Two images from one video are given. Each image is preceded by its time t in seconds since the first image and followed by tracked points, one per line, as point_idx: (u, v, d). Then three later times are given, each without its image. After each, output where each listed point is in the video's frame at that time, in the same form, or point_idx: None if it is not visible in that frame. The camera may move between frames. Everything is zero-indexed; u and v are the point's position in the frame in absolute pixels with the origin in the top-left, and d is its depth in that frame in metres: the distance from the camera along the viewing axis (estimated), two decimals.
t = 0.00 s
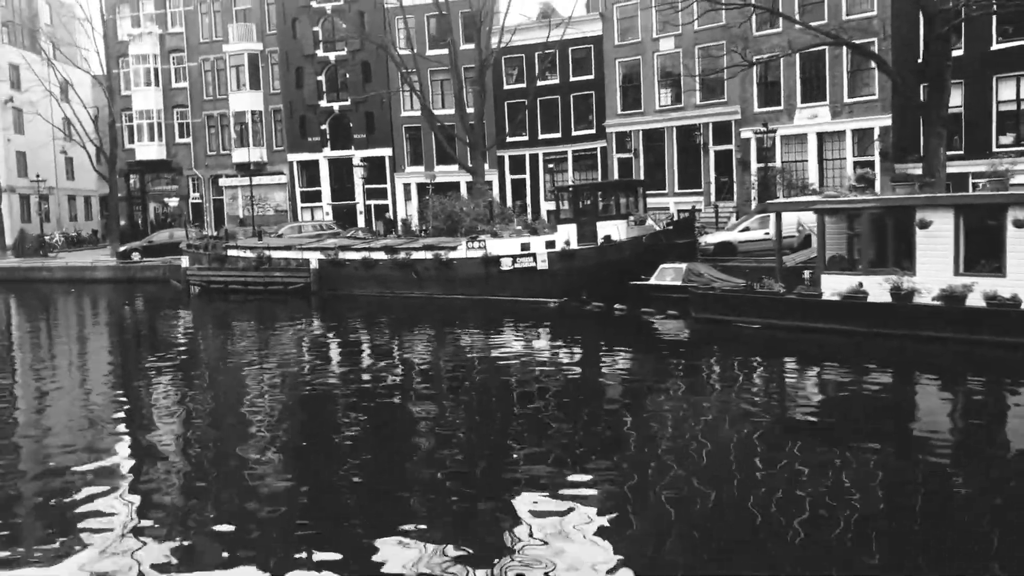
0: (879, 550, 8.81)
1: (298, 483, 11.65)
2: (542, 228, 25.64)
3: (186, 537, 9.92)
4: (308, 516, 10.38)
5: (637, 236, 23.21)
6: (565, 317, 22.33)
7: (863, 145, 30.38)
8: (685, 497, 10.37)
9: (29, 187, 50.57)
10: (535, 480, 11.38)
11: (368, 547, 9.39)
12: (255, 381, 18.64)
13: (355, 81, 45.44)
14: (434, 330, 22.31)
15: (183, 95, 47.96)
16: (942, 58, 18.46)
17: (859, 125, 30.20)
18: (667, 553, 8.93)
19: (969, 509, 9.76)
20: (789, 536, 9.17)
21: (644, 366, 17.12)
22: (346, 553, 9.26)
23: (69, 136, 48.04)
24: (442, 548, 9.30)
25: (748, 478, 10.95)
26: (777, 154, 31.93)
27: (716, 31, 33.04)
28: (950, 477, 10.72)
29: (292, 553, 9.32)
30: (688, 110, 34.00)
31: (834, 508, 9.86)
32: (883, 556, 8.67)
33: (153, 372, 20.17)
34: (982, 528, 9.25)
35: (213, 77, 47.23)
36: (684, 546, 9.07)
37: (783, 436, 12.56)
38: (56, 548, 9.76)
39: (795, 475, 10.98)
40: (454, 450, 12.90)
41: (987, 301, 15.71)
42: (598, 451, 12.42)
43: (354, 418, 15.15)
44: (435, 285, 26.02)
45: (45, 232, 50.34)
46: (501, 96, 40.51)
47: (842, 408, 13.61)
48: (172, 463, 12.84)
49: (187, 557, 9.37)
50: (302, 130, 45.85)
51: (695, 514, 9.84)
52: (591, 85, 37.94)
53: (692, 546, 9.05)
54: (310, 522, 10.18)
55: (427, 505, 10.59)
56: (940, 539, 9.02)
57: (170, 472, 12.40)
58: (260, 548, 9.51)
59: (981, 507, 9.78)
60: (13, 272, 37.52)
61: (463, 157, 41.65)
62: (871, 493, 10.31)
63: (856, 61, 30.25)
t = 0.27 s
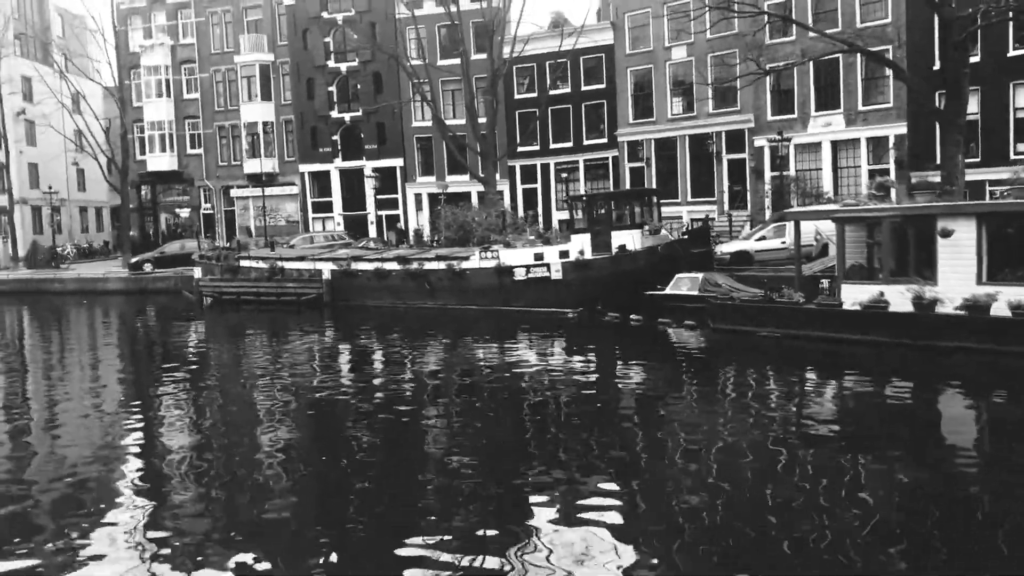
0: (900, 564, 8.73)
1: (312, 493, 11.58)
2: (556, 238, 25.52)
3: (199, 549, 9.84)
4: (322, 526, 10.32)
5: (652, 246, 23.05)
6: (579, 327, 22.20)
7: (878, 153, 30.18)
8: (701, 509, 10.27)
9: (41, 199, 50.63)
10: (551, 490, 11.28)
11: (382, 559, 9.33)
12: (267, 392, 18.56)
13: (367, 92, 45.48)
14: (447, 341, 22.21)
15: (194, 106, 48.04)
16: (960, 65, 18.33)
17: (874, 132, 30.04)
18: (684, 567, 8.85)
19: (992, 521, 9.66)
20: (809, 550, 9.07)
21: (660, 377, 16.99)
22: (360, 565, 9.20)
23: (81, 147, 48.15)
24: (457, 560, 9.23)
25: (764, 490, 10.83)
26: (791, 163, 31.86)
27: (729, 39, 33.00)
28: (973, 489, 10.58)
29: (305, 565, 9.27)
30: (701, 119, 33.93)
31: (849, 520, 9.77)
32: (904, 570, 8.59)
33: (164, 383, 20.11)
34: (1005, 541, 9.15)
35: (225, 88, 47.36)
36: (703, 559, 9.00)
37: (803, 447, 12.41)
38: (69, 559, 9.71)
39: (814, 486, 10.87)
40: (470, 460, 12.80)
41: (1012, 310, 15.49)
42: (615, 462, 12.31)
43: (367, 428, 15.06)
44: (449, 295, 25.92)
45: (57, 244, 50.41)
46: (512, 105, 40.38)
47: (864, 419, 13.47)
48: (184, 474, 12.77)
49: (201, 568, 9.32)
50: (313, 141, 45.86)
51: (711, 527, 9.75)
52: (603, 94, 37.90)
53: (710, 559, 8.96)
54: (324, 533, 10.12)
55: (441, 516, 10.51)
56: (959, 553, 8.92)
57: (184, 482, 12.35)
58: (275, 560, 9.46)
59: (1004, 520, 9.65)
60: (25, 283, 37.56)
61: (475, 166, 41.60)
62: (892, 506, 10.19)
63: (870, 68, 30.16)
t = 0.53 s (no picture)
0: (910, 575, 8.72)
1: (320, 502, 11.58)
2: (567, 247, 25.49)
3: (209, 557, 9.86)
4: (330, 535, 10.32)
5: (663, 256, 22.94)
6: (589, 338, 22.16)
7: (889, 164, 30.19)
8: (710, 518, 10.28)
9: (50, 209, 50.72)
10: (561, 499, 11.27)
11: (392, 568, 9.33)
12: (275, 402, 18.53)
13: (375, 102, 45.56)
14: (457, 351, 22.19)
15: (203, 116, 48.22)
16: (974, 75, 18.33)
17: (885, 143, 30.01)
18: None
19: (1006, 532, 9.63)
20: (818, 559, 9.10)
21: (670, 387, 16.94)
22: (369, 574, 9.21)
23: (90, 158, 48.28)
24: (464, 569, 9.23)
25: (771, 499, 10.83)
26: (801, 173, 31.80)
27: (738, 49, 33.09)
28: (985, 499, 10.57)
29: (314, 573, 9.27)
30: (710, 129, 33.97)
31: (857, 529, 9.80)
32: None
33: (172, 393, 20.10)
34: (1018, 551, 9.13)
35: (233, 99, 47.51)
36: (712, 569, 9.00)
37: (812, 457, 12.40)
38: (77, 568, 9.72)
39: (822, 495, 10.87)
40: (479, 469, 12.78)
41: None
42: (626, 471, 12.28)
43: (375, 437, 15.04)
44: (458, 305, 25.90)
45: (65, 254, 50.49)
46: (521, 115, 40.36)
47: (879, 429, 13.42)
48: (192, 482, 12.77)
49: None
50: (322, 151, 45.96)
51: (719, 536, 9.76)
52: (612, 104, 37.95)
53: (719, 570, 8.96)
54: (332, 542, 10.12)
55: (449, 525, 10.52)
56: (968, 563, 8.95)
57: (190, 491, 12.36)
58: (283, 568, 9.46)
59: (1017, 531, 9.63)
60: (33, 293, 37.59)
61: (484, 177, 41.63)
62: (900, 515, 10.20)
63: (881, 78, 30.18)
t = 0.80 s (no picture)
0: None
1: (326, 513, 11.49)
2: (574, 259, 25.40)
3: (215, 573, 9.69)
4: (335, 547, 10.23)
5: (672, 267, 22.84)
6: (598, 350, 22.02)
7: (897, 174, 30.16)
8: (722, 530, 10.13)
9: (53, 222, 50.65)
10: (569, 511, 11.18)
11: None
12: (280, 415, 18.41)
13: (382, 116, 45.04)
14: (464, 363, 22.06)
15: (206, 129, 48.17)
16: (985, 84, 18.28)
17: (893, 152, 30.01)
18: None
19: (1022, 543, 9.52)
20: (834, 572, 8.96)
21: (680, 399, 16.82)
22: None
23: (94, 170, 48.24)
24: None
25: (784, 511, 10.69)
26: (809, 184, 31.78)
27: (744, 60, 33.11)
28: (1001, 510, 10.46)
29: None
30: (716, 140, 33.93)
31: (874, 540, 9.68)
32: None
33: (176, 406, 19.98)
34: None
35: (237, 111, 47.47)
36: None
37: (825, 469, 12.23)
38: None
39: (834, 507, 10.76)
40: (488, 481, 12.68)
41: None
42: (636, 483, 12.17)
43: (381, 449, 14.93)
44: (465, 317, 25.78)
45: (68, 267, 50.39)
46: (526, 127, 40.28)
47: (895, 440, 13.30)
48: (197, 495, 12.67)
49: None
50: (326, 163, 45.90)
51: (729, 547, 9.68)
52: (617, 115, 37.92)
53: None
54: (337, 553, 10.03)
55: (458, 536, 10.41)
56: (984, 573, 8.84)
57: (195, 503, 12.27)
58: None
59: None
60: (36, 306, 37.51)
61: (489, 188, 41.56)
62: (913, 526, 10.09)
63: (888, 87, 30.17)
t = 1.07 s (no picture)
0: None
1: (336, 530, 11.40)
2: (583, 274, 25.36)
3: None
4: (345, 565, 10.14)
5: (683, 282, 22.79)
6: (608, 366, 21.93)
7: (906, 186, 30.14)
8: (740, 546, 10.04)
9: (59, 241, 50.65)
10: (582, 527, 11.08)
11: None
12: (289, 432, 18.31)
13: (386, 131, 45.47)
14: (473, 380, 21.97)
15: (213, 147, 48.23)
16: (997, 96, 18.27)
17: (902, 165, 29.96)
18: None
19: None
20: None
21: (693, 415, 16.71)
22: None
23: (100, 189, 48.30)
24: None
25: (799, 527, 10.58)
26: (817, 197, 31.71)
27: (749, 73, 33.19)
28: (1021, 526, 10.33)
29: None
30: (723, 154, 33.95)
31: (892, 557, 9.57)
32: None
33: (184, 424, 19.89)
34: None
35: (244, 129, 47.54)
36: None
37: (841, 484, 12.13)
38: None
39: (851, 523, 10.63)
40: (500, 497, 12.58)
41: None
42: (649, 499, 12.06)
43: (391, 467, 14.83)
44: (474, 333, 25.71)
45: (75, 286, 50.39)
46: (531, 142, 40.29)
47: (913, 455, 13.18)
48: (205, 513, 12.58)
49: None
50: (332, 180, 45.99)
51: (744, 564, 9.57)
52: (623, 130, 37.94)
53: None
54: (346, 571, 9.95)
55: (470, 554, 10.31)
56: None
57: (202, 521, 12.18)
58: None
59: None
60: (43, 325, 37.51)
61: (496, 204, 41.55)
62: (931, 542, 9.98)
63: (896, 99, 30.19)
